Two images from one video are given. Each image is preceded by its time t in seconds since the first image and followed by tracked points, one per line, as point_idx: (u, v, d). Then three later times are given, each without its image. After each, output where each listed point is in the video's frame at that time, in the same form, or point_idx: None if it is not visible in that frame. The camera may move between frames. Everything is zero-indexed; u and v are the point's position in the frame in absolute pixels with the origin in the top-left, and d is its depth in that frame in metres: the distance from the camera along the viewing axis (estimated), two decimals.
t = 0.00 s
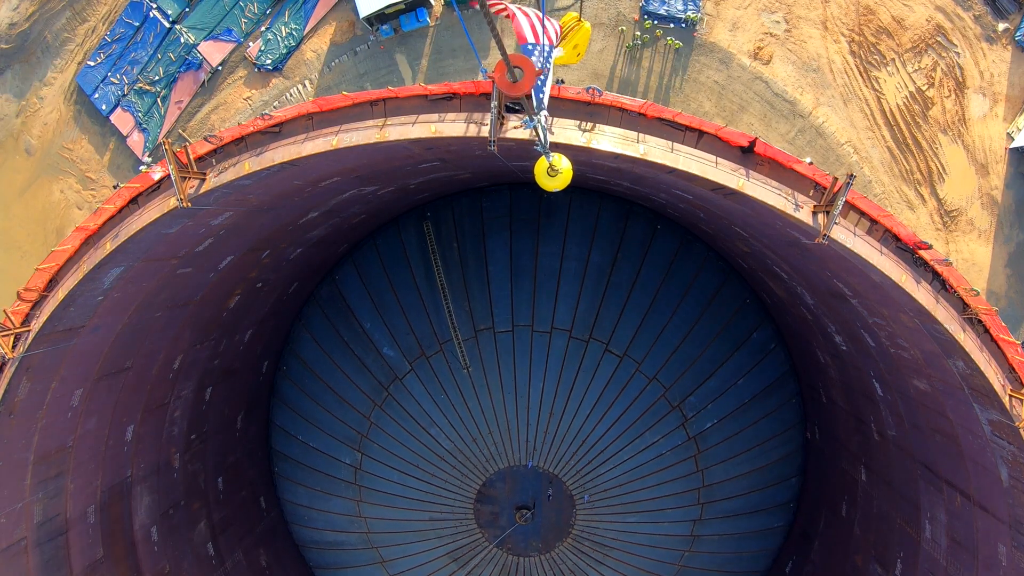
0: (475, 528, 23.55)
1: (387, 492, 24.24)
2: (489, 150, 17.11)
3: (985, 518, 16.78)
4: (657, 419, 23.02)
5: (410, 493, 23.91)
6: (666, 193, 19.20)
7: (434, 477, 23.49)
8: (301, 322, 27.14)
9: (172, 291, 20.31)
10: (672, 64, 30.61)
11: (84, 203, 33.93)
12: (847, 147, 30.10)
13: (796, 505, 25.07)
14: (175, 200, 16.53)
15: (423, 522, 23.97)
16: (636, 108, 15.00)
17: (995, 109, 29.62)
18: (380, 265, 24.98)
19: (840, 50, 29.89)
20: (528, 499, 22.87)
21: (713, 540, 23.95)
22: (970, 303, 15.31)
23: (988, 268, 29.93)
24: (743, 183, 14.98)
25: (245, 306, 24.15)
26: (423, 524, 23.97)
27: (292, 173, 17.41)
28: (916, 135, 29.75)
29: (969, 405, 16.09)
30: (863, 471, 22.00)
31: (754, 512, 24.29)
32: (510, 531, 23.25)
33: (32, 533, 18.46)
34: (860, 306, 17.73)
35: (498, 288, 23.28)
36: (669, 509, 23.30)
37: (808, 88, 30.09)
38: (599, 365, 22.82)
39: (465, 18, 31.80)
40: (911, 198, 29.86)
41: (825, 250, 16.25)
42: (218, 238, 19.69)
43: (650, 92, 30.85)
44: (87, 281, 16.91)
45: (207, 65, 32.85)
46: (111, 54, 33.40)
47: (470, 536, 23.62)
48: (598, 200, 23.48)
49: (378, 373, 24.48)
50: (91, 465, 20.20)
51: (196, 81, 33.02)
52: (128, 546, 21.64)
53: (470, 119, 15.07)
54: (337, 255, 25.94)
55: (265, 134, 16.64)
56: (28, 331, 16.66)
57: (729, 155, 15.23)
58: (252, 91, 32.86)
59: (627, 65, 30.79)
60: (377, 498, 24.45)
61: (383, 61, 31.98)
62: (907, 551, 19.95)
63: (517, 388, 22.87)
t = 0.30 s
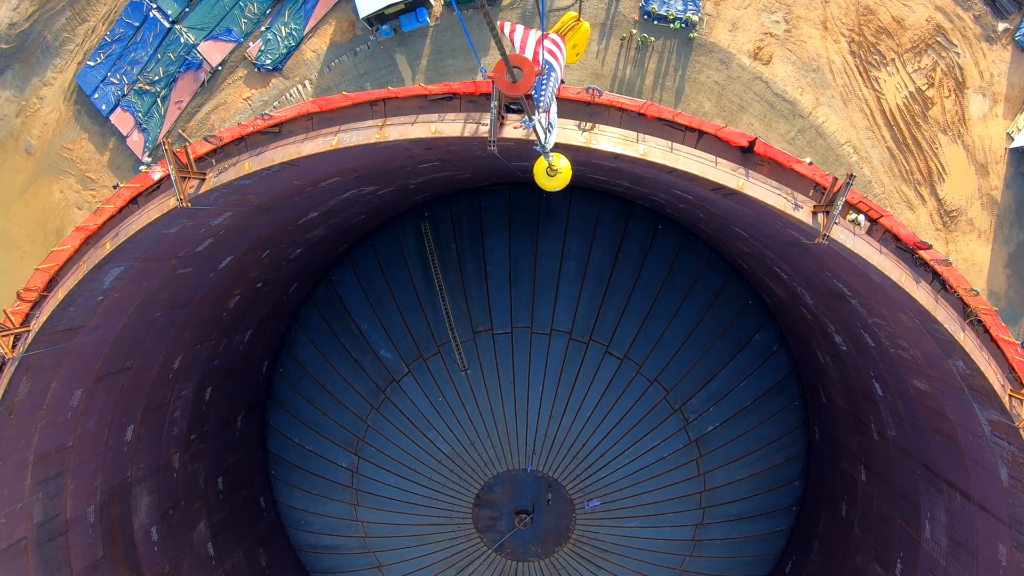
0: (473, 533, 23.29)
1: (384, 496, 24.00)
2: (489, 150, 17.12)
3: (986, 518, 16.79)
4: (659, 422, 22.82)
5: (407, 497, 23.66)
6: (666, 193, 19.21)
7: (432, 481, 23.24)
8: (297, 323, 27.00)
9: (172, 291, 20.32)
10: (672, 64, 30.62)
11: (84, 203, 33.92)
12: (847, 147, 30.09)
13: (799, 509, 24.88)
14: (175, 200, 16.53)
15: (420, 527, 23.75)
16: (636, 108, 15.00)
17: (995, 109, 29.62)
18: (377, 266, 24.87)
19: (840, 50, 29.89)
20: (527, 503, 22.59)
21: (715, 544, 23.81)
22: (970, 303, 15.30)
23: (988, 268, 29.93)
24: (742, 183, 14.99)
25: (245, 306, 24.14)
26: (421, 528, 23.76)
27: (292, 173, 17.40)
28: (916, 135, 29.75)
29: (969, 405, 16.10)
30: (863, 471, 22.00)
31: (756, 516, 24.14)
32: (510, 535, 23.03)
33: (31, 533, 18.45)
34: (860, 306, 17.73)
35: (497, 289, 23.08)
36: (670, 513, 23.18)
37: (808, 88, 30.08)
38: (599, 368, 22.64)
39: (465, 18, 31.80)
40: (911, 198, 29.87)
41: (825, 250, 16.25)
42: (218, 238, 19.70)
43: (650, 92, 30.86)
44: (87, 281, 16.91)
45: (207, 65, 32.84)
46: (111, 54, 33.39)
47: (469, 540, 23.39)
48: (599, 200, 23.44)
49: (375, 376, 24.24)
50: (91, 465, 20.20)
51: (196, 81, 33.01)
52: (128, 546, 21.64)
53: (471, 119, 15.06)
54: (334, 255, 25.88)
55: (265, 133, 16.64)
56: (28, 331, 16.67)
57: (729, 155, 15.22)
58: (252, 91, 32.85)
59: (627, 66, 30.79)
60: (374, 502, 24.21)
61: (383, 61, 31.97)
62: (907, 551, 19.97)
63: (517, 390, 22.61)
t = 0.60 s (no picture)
0: (472, 538, 23.02)
1: (382, 500, 23.82)
2: (489, 150, 17.12)
3: (986, 518, 16.80)
4: (660, 425, 22.61)
5: (405, 501, 23.46)
6: (666, 193, 19.21)
7: (430, 485, 23.05)
8: (294, 325, 26.81)
9: (172, 291, 20.34)
10: (672, 64, 30.62)
11: (84, 203, 33.91)
12: (847, 147, 30.08)
13: (802, 513, 24.56)
14: (175, 200, 16.53)
15: (418, 531, 23.56)
16: (636, 108, 15.00)
17: (995, 109, 29.61)
18: (374, 267, 24.76)
19: (840, 50, 29.89)
20: (526, 507, 22.32)
21: (717, 548, 23.67)
22: (970, 303, 15.30)
23: (988, 269, 29.93)
24: (742, 183, 14.99)
25: (246, 306, 24.14)
26: (419, 533, 23.57)
27: (292, 174, 17.41)
28: (916, 135, 29.75)
29: (969, 405, 16.10)
30: (863, 471, 21.99)
31: (760, 520, 23.98)
32: (509, 540, 22.73)
33: (31, 533, 18.46)
34: (860, 306, 17.73)
35: (496, 290, 22.95)
36: (672, 517, 22.97)
37: (808, 88, 30.08)
38: (600, 370, 22.46)
39: (465, 18, 31.79)
40: (911, 198, 29.87)
41: (825, 250, 16.26)
42: (218, 238, 19.71)
43: (650, 92, 30.85)
44: (87, 281, 16.91)
45: (207, 65, 32.85)
46: (111, 54, 33.40)
47: (467, 545, 23.14)
48: (599, 199, 23.42)
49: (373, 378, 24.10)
50: (91, 465, 20.21)
51: (196, 81, 33.01)
52: (128, 546, 21.66)
53: (471, 119, 15.07)
54: (330, 256, 25.77)
55: (265, 133, 16.63)
56: (28, 331, 16.69)
57: (729, 155, 15.22)
58: (252, 91, 32.84)
59: (627, 66, 30.78)
60: (371, 505, 24.03)
61: (383, 61, 31.97)
62: (907, 551, 19.99)
63: (515, 393, 22.42)
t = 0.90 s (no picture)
0: (471, 542, 23.01)
1: (379, 504, 23.69)
2: (489, 150, 17.12)
3: (986, 518, 16.83)
4: (662, 429, 22.45)
5: (402, 505, 23.38)
6: (666, 193, 19.23)
7: (428, 489, 22.98)
8: (290, 326, 26.56)
9: (173, 291, 20.35)
10: (672, 64, 30.61)
11: (84, 203, 33.89)
12: (847, 147, 30.08)
13: (805, 516, 24.41)
14: (175, 200, 16.53)
15: (416, 535, 23.45)
16: (636, 108, 15.01)
17: (995, 109, 29.62)
18: (371, 268, 24.62)
19: (840, 50, 29.89)
20: (525, 513, 22.43)
21: (719, 553, 23.47)
22: (970, 303, 15.30)
23: (988, 268, 29.92)
24: (743, 183, 14.99)
25: (246, 306, 24.15)
26: (417, 537, 23.46)
27: (292, 174, 17.41)
28: (916, 135, 29.75)
29: (969, 405, 16.11)
30: (863, 471, 21.99)
31: (763, 524, 23.70)
32: (508, 546, 22.79)
33: (31, 533, 18.48)
34: (860, 306, 17.74)
35: (495, 292, 22.90)
36: (673, 522, 22.77)
37: (808, 88, 30.08)
38: (600, 373, 22.37)
39: (465, 19, 31.80)
40: (911, 198, 29.86)
41: (825, 250, 16.26)
42: (218, 238, 19.72)
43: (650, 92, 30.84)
44: (87, 281, 16.91)
45: (208, 65, 32.85)
46: (111, 55, 33.41)
47: (465, 550, 23.10)
48: (599, 199, 23.29)
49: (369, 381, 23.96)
50: (91, 465, 20.22)
51: (196, 81, 33.01)
52: (129, 546, 21.69)
53: (471, 119, 15.08)
54: (328, 257, 25.63)
55: (265, 133, 16.63)
56: (28, 331, 16.70)
57: (729, 155, 15.22)
58: (252, 91, 32.83)
59: (627, 65, 30.74)
60: (368, 509, 23.92)
61: (383, 61, 31.97)
62: (907, 551, 20.03)
63: (515, 397, 22.41)
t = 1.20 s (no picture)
0: (469, 548, 22.51)
1: (376, 508, 23.30)
2: (489, 150, 17.11)
3: (986, 518, 16.87)
4: (664, 432, 21.99)
5: (399, 510, 22.93)
6: (666, 193, 19.24)
7: (426, 494, 22.49)
8: (286, 327, 26.36)
9: (173, 291, 20.37)
10: (672, 64, 30.60)
11: (84, 203, 33.88)
12: (847, 147, 30.08)
13: (807, 520, 24.20)
14: (175, 200, 16.53)
15: (414, 541, 23.05)
16: (636, 108, 15.00)
17: (995, 109, 29.61)
18: (368, 269, 24.33)
19: (840, 50, 29.88)
20: (524, 517, 21.78)
21: (720, 557, 23.27)
22: (970, 303, 15.30)
23: (988, 269, 29.93)
24: (742, 183, 14.99)
25: (246, 306, 24.13)
26: (415, 542, 23.07)
27: (292, 174, 17.41)
28: (916, 135, 29.75)
29: (969, 405, 16.14)
30: (863, 471, 21.96)
31: (765, 528, 23.51)
32: (507, 550, 22.25)
33: (31, 533, 18.49)
34: (860, 306, 17.74)
35: (493, 293, 22.42)
36: (674, 526, 22.47)
37: (808, 88, 30.08)
38: (601, 375, 21.81)
39: (465, 18, 31.79)
40: (911, 198, 29.87)
41: (825, 250, 16.27)
42: (218, 238, 19.73)
43: (650, 92, 30.82)
44: (87, 281, 16.92)
45: (207, 65, 32.84)
46: (111, 55, 33.41)
47: (463, 555, 22.64)
48: (600, 199, 23.11)
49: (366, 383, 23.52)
50: (91, 466, 20.22)
51: (196, 81, 33.00)
52: (128, 546, 21.71)
53: (471, 119, 15.07)
54: (325, 257, 25.47)
55: (265, 133, 16.63)
56: (28, 331, 16.72)
57: (729, 155, 15.22)
58: (252, 91, 32.82)
59: (628, 65, 30.73)
60: (365, 514, 23.54)
61: (383, 61, 31.96)
62: (907, 551, 20.06)
63: (513, 399, 21.72)
